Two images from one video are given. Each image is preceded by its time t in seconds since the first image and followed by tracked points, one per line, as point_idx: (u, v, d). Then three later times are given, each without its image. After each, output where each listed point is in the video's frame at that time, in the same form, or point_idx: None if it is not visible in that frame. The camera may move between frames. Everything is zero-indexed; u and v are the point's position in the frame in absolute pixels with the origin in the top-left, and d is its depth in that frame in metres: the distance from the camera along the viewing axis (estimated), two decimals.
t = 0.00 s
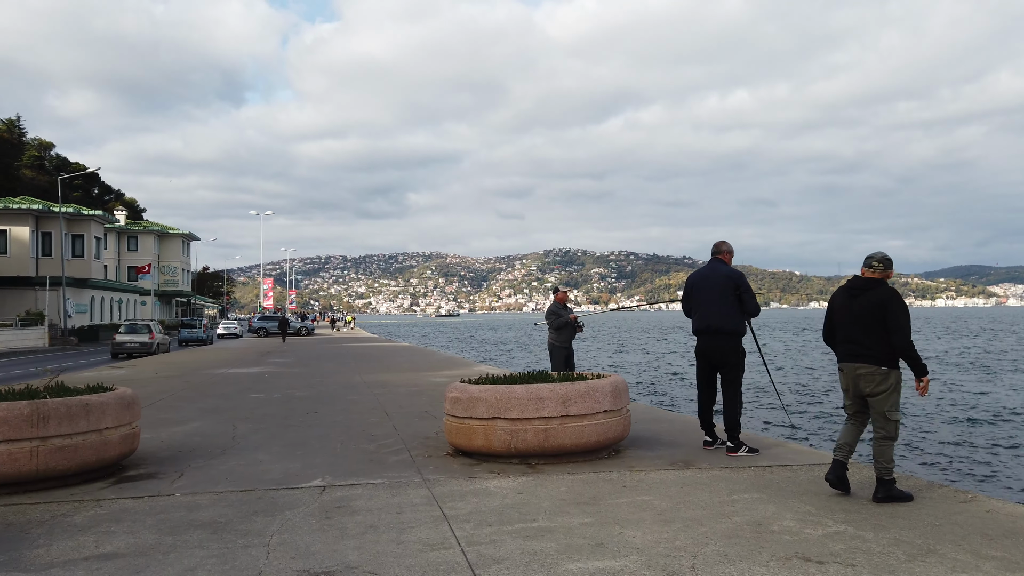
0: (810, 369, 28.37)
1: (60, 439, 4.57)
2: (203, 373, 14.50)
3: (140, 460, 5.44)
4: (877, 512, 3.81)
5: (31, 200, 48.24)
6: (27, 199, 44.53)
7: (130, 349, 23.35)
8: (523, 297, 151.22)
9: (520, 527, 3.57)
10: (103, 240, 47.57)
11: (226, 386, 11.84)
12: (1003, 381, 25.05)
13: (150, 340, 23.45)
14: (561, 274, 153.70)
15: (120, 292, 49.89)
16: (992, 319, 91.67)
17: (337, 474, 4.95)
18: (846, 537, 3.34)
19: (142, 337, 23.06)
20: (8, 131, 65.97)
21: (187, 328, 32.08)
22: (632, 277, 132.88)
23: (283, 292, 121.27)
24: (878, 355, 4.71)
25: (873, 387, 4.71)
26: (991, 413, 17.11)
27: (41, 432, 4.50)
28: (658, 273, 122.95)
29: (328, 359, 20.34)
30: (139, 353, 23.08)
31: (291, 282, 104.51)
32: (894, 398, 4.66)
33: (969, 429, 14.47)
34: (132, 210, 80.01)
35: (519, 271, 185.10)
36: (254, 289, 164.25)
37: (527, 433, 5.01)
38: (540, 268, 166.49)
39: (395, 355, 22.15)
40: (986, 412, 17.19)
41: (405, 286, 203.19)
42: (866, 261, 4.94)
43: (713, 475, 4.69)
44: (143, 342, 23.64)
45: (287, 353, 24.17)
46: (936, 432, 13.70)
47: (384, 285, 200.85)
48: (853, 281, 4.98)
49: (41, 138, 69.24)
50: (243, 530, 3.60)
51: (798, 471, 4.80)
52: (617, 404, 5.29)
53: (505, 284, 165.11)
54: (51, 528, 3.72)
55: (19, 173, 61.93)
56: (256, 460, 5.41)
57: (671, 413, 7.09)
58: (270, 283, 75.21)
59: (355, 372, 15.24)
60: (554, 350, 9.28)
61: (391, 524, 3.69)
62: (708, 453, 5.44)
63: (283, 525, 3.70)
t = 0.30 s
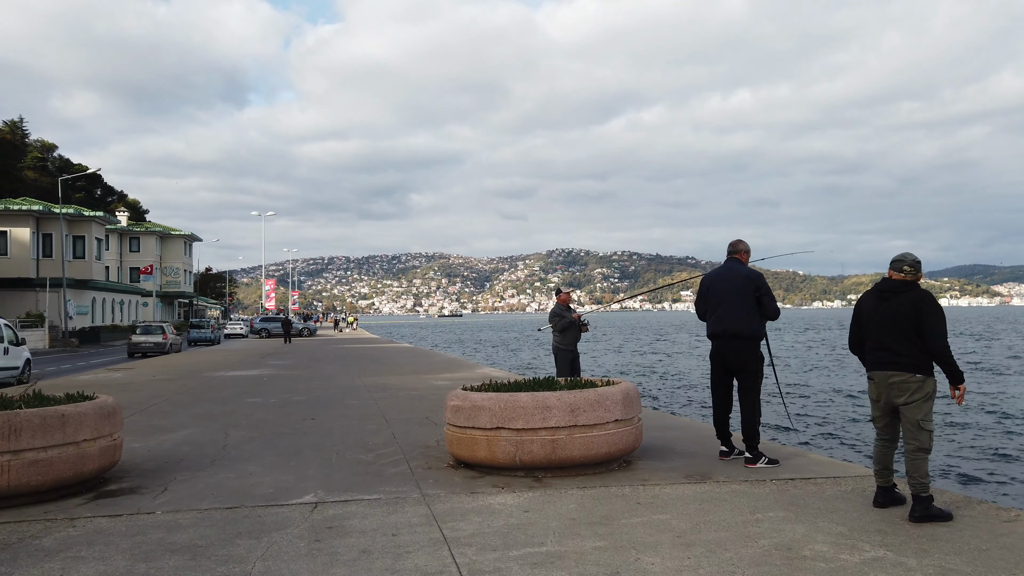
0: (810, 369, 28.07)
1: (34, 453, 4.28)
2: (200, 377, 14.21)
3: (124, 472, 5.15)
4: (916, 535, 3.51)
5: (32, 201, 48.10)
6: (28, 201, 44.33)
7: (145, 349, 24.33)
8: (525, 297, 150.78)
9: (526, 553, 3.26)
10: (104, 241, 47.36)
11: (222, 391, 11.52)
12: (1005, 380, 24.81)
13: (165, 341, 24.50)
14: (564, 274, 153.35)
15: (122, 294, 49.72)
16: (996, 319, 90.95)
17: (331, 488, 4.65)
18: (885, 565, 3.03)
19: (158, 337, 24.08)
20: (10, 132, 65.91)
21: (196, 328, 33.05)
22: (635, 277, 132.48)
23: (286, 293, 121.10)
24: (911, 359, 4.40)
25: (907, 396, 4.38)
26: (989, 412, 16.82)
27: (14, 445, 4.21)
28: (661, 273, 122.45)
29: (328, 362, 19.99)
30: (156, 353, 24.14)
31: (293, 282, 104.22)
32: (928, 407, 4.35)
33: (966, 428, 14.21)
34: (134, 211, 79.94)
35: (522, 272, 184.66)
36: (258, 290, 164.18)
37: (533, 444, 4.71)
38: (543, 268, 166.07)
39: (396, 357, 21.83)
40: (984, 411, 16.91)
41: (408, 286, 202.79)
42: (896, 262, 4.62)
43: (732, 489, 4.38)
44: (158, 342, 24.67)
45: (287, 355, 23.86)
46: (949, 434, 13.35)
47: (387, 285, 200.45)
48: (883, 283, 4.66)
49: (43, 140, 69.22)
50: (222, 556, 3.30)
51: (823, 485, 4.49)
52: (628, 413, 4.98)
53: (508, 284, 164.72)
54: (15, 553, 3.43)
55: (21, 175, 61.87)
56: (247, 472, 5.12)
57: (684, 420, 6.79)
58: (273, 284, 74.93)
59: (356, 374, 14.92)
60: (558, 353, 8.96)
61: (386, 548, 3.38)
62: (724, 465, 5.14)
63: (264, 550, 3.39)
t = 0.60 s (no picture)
0: (811, 367, 27.85)
1: (14, 453, 3.99)
2: (198, 374, 13.89)
3: (111, 475, 4.85)
4: (971, 546, 3.22)
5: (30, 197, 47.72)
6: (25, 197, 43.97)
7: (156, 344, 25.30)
8: (525, 295, 150.61)
9: (545, 567, 2.96)
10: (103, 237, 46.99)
11: (220, 388, 11.20)
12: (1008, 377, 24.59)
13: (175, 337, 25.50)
14: (564, 272, 152.97)
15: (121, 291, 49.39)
16: (996, 317, 90.56)
17: (331, 491, 4.35)
18: None
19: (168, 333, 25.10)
20: (8, 129, 65.50)
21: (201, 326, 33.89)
22: (635, 275, 132.35)
23: (286, 290, 120.81)
24: (945, 352, 4.01)
25: (940, 392, 3.99)
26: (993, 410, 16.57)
27: None
28: (661, 270, 122.04)
29: (328, 359, 19.68)
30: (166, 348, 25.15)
31: (293, 279, 103.96)
32: (967, 403, 3.95)
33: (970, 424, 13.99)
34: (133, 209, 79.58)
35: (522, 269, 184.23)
36: (257, 288, 163.66)
37: (547, 445, 4.41)
38: (543, 266, 165.68)
39: (397, 354, 21.49)
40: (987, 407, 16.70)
41: (408, 284, 202.30)
42: (921, 251, 4.25)
43: (762, 494, 4.09)
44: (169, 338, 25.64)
45: (286, 352, 23.52)
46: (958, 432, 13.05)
47: (387, 283, 199.99)
48: (909, 274, 4.28)
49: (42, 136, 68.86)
50: (212, 569, 3.01)
51: (858, 489, 4.20)
52: (648, 412, 4.69)
53: (508, 282, 164.33)
54: None
55: (20, 171, 61.55)
56: (242, 475, 4.83)
57: (701, 418, 6.52)
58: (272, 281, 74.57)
59: (356, 372, 14.59)
60: (564, 348, 8.66)
61: (391, 561, 3.08)
62: (749, 466, 4.85)
63: (257, 562, 3.09)
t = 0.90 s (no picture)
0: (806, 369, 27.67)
1: None
2: (191, 377, 13.60)
3: (92, 491, 4.57)
4: None
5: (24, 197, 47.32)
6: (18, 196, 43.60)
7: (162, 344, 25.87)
8: (522, 295, 150.59)
9: None
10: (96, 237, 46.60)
11: (212, 393, 10.88)
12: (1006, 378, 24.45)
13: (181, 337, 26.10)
14: (560, 273, 152.88)
15: (115, 291, 49.01)
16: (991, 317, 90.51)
17: (326, 511, 4.08)
18: None
19: (175, 334, 25.77)
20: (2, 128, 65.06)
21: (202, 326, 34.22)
22: (632, 276, 132.44)
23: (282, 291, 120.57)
24: (974, 364, 3.63)
25: (970, 406, 3.63)
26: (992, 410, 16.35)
27: None
28: (657, 271, 121.98)
29: (324, 361, 19.39)
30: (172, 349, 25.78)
31: (289, 280, 103.68)
32: (1000, 420, 3.56)
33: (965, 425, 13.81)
34: (128, 209, 79.13)
35: (519, 270, 183.94)
36: (254, 288, 163.18)
37: (557, 462, 4.14)
38: (540, 267, 165.50)
39: (394, 356, 21.18)
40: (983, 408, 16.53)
41: (405, 284, 201.93)
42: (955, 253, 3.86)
43: (786, 516, 3.84)
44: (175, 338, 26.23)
45: (281, 354, 23.17)
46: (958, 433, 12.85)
47: (383, 284, 199.57)
48: (940, 279, 3.90)
49: (36, 136, 68.44)
50: None
51: (889, 509, 3.96)
52: (662, 424, 4.41)
53: (504, 283, 164.09)
54: None
55: (14, 171, 61.14)
56: (232, 491, 4.55)
57: (715, 429, 6.27)
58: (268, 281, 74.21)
59: (352, 375, 14.28)
60: (566, 353, 8.40)
61: None
62: (769, 482, 4.59)
63: None
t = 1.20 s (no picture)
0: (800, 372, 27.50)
1: None
2: (181, 381, 13.28)
3: (57, 506, 4.22)
4: None
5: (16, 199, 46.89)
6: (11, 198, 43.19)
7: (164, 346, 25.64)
8: (518, 299, 150.53)
9: None
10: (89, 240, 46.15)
11: (200, 398, 10.55)
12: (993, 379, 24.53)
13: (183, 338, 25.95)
14: (557, 277, 152.65)
15: (109, 294, 48.56)
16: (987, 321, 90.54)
17: (309, 528, 3.74)
18: None
19: (178, 335, 25.61)
20: None
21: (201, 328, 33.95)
22: (628, 279, 132.53)
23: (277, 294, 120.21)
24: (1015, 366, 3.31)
25: (1012, 414, 3.30)
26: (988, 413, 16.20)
27: None
28: (653, 275, 121.85)
29: (318, 365, 19.05)
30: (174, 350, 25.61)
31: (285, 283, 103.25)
32: None
33: (956, 428, 13.77)
34: (123, 212, 78.67)
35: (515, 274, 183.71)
36: (249, 292, 162.66)
37: (561, 473, 3.81)
38: (536, 271, 165.29)
39: (390, 359, 20.84)
40: (973, 410, 16.49)
41: (401, 288, 201.44)
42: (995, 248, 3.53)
43: (812, 534, 3.51)
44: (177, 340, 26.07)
45: (276, 357, 22.81)
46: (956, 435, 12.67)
47: (379, 288, 199.00)
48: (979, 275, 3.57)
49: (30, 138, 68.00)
50: None
51: (920, 525, 3.65)
52: (673, 432, 4.08)
53: (501, 286, 163.79)
54: None
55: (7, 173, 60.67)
56: (209, 506, 4.21)
57: (725, 436, 5.97)
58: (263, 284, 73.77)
59: (347, 379, 13.95)
60: (566, 357, 8.07)
61: None
62: (788, 494, 4.27)
63: None
